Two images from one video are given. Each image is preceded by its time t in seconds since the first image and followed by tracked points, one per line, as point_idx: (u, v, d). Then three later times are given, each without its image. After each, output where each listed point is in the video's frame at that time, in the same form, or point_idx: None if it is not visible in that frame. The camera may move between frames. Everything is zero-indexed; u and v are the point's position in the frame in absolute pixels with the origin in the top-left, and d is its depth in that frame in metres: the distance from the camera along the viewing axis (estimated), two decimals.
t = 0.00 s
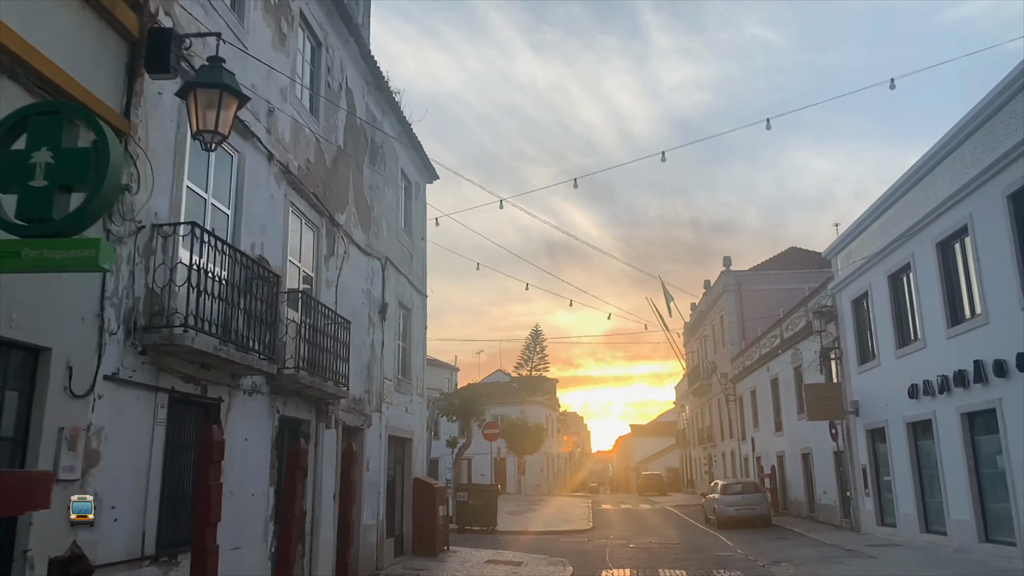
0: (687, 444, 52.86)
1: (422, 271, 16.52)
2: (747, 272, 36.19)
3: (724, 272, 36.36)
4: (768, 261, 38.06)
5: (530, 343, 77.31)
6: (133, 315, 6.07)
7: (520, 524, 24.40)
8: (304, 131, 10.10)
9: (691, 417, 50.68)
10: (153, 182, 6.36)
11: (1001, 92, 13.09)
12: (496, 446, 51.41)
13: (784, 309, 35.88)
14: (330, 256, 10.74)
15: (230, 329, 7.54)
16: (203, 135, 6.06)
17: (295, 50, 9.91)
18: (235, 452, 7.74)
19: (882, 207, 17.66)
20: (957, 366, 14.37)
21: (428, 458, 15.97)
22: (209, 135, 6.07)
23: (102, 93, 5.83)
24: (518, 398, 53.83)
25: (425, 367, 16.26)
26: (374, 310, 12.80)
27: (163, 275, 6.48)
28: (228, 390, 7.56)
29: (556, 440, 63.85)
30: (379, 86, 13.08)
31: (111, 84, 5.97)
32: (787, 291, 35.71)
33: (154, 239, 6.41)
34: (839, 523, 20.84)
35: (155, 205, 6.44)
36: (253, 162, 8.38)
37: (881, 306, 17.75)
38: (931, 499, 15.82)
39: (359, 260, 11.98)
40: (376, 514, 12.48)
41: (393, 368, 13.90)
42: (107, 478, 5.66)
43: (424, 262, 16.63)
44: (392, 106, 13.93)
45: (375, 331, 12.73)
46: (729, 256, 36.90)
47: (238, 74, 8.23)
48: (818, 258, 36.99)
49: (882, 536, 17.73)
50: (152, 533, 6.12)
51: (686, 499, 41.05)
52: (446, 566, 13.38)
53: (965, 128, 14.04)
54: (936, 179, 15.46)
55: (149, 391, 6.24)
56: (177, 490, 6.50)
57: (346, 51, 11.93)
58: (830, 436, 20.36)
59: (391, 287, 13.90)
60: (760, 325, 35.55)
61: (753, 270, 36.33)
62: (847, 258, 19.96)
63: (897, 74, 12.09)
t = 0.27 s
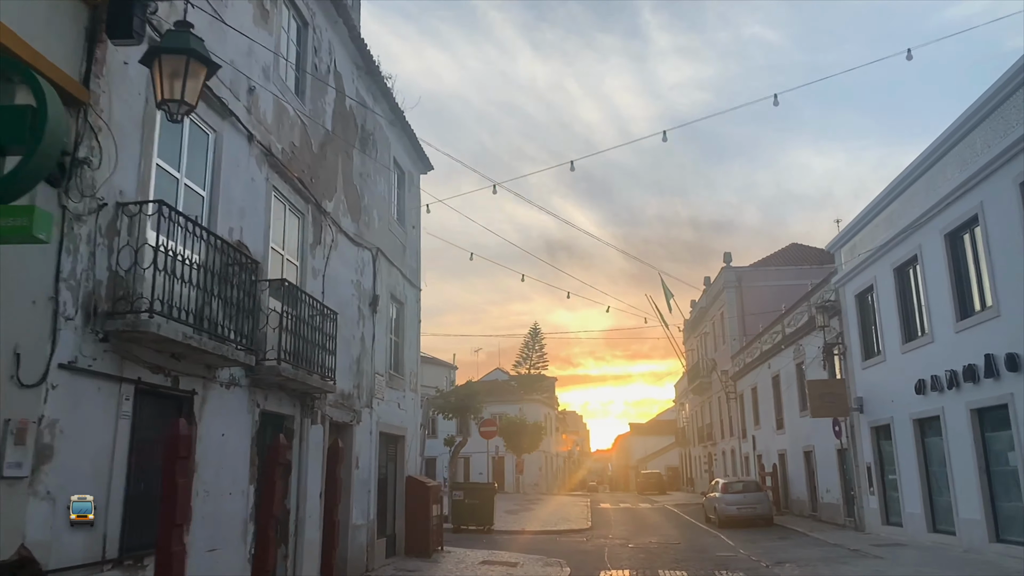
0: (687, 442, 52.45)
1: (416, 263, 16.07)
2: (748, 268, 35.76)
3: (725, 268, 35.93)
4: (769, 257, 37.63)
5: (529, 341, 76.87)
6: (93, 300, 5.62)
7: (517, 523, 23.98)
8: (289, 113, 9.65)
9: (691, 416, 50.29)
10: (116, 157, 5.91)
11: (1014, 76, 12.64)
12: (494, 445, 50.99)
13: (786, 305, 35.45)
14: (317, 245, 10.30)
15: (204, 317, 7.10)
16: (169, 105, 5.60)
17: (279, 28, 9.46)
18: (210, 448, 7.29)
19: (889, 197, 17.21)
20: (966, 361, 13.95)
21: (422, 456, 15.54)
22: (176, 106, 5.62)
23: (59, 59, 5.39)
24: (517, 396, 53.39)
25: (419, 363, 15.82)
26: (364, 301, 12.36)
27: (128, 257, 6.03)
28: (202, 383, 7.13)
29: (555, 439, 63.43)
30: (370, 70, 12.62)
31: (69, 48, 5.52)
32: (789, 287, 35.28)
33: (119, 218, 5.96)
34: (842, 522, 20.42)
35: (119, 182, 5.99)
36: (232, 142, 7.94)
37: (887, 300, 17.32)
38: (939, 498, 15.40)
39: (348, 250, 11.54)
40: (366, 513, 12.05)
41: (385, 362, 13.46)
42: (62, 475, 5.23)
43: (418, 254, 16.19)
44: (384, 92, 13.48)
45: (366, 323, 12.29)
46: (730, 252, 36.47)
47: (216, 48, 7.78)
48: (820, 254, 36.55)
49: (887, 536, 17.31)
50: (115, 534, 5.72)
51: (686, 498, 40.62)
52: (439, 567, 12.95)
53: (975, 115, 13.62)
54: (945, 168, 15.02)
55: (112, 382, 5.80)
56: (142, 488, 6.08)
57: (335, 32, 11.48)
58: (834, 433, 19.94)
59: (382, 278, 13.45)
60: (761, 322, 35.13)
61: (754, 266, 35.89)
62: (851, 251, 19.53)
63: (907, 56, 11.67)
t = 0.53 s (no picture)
0: (687, 441, 52.04)
1: (410, 255, 15.63)
2: (749, 264, 35.32)
3: (726, 264, 35.49)
4: (770, 253, 37.19)
5: (528, 339, 76.44)
6: (48, 282, 5.18)
7: (515, 523, 23.56)
8: (273, 93, 9.20)
9: (691, 413, 49.91)
10: (74, 129, 5.46)
11: None
12: (493, 443, 50.58)
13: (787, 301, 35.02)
14: (303, 232, 9.85)
15: (176, 304, 6.66)
16: (130, 69, 5.11)
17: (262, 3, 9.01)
18: (184, 443, 6.85)
19: (895, 188, 16.77)
20: (977, 355, 13.50)
21: (416, 453, 15.12)
22: (137, 70, 5.13)
23: (7, 18, 4.94)
24: (516, 394, 52.96)
25: (414, 358, 15.39)
26: (354, 293, 11.92)
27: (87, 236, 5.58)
28: (174, 374, 6.68)
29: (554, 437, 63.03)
30: (360, 53, 12.18)
31: (20, 7, 5.07)
32: (790, 283, 34.86)
33: (78, 195, 5.52)
34: (846, 521, 20.00)
35: (79, 156, 5.55)
36: (208, 120, 7.49)
37: (893, 294, 16.88)
38: (947, 497, 14.97)
39: (336, 239, 11.09)
40: (355, 513, 11.62)
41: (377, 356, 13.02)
42: (9, 471, 4.78)
43: (412, 247, 15.75)
44: (376, 77, 13.03)
45: (356, 316, 11.86)
46: (731, 248, 36.03)
47: (191, 20, 7.33)
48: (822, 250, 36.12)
49: (893, 535, 16.88)
50: (71, 536, 5.29)
51: (686, 496, 40.21)
52: (432, 568, 12.51)
53: (986, 102, 13.18)
54: (955, 157, 14.57)
55: (70, 371, 5.36)
56: (103, 486, 5.64)
57: (323, 12, 11.03)
58: (838, 430, 19.52)
59: (374, 270, 13.01)
60: (763, 318, 34.70)
61: (756, 262, 35.46)
62: (856, 244, 19.08)
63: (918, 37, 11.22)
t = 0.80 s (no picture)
0: (687, 439, 51.64)
1: (403, 247, 15.19)
2: (750, 260, 34.90)
3: (726, 260, 35.06)
4: (771, 249, 36.76)
5: (527, 337, 76.07)
6: None
7: (513, 522, 23.13)
8: (254, 71, 8.77)
9: (692, 412, 49.50)
10: (22, 95, 5.01)
11: None
12: (492, 442, 50.16)
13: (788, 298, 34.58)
14: (286, 219, 9.42)
15: (145, 289, 6.21)
16: (79, 27, 4.64)
17: None
18: (154, 438, 6.39)
19: (904, 178, 16.31)
20: (989, 349, 13.05)
21: (410, 451, 14.69)
22: (87, 28, 4.66)
23: None
24: (514, 392, 52.54)
25: (407, 353, 14.96)
26: (343, 283, 11.47)
27: (40, 212, 5.12)
28: (141, 364, 6.23)
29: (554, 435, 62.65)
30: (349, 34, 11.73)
31: None
32: (792, 280, 34.43)
33: (27, 168, 5.06)
34: (851, 521, 19.57)
35: (29, 125, 5.09)
36: (180, 94, 7.05)
37: (900, 286, 16.43)
38: (957, 495, 14.52)
39: (323, 228, 10.66)
40: (344, 512, 11.18)
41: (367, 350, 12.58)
42: None
43: (406, 239, 15.32)
44: (366, 61, 12.59)
45: (345, 308, 11.43)
46: (732, 244, 35.61)
47: None
48: (824, 246, 35.70)
49: (900, 535, 16.45)
50: (21, 538, 4.85)
51: (687, 495, 39.79)
52: (425, 570, 12.07)
53: (998, 87, 12.75)
54: (966, 145, 14.13)
55: (19, 358, 4.93)
56: (57, 484, 5.19)
57: None
58: (842, 427, 19.09)
59: (364, 261, 12.57)
60: (764, 315, 34.28)
61: (757, 258, 35.03)
62: (861, 237, 18.65)
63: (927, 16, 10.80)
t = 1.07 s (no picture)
0: (687, 438, 51.26)
1: (397, 240, 14.77)
2: (752, 256, 34.49)
3: (727, 257, 34.65)
4: (773, 245, 36.35)
5: (527, 335, 75.64)
6: None
7: (510, 521, 22.71)
8: (234, 48, 8.34)
9: (691, 410, 49.10)
10: None
11: None
12: (490, 440, 49.75)
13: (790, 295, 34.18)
14: (269, 205, 8.99)
15: (109, 273, 5.79)
16: None
17: None
18: (119, 433, 5.96)
19: (911, 168, 15.91)
20: (1000, 343, 12.65)
21: (403, 449, 14.26)
22: None
23: None
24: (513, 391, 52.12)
25: (400, 348, 14.53)
26: (332, 275, 11.05)
27: None
28: (105, 354, 5.81)
29: (553, 434, 62.21)
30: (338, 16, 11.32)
31: None
32: (793, 276, 34.02)
33: None
34: (855, 521, 19.17)
35: None
36: (151, 67, 6.62)
37: (907, 280, 16.02)
38: (966, 494, 14.12)
39: (309, 216, 10.22)
40: (333, 512, 10.74)
41: (358, 344, 12.16)
42: None
43: (399, 230, 14.90)
44: (356, 44, 12.17)
45: (333, 300, 11.00)
46: (733, 240, 35.20)
47: None
48: (826, 242, 35.30)
49: (907, 535, 16.03)
50: None
51: (687, 494, 39.39)
52: (417, 572, 11.65)
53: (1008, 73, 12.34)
54: (975, 133, 13.73)
55: None
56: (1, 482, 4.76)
57: None
58: (847, 425, 18.68)
59: (355, 252, 12.15)
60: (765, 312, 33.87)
61: (758, 254, 34.62)
62: (866, 231, 18.23)
63: None
